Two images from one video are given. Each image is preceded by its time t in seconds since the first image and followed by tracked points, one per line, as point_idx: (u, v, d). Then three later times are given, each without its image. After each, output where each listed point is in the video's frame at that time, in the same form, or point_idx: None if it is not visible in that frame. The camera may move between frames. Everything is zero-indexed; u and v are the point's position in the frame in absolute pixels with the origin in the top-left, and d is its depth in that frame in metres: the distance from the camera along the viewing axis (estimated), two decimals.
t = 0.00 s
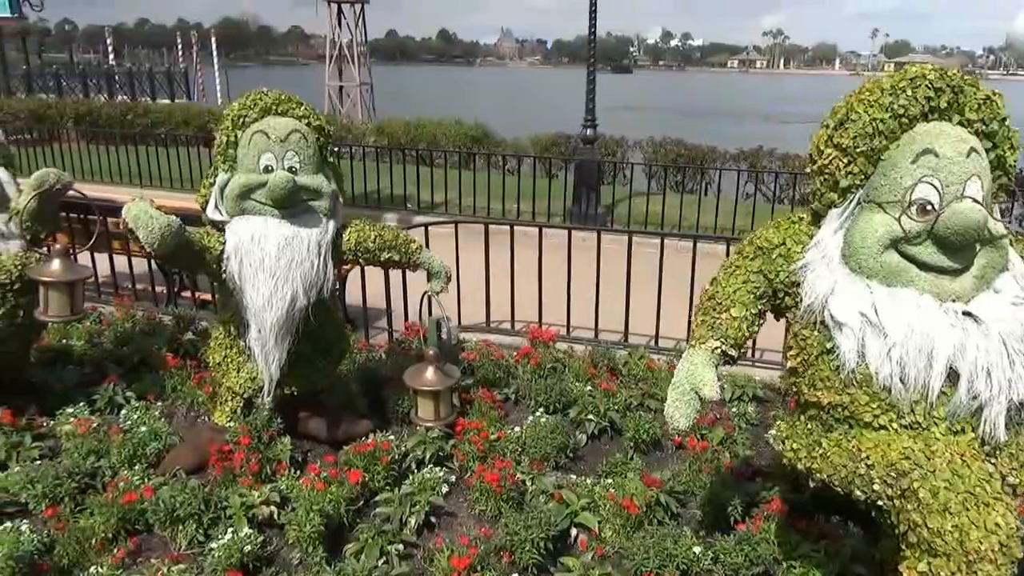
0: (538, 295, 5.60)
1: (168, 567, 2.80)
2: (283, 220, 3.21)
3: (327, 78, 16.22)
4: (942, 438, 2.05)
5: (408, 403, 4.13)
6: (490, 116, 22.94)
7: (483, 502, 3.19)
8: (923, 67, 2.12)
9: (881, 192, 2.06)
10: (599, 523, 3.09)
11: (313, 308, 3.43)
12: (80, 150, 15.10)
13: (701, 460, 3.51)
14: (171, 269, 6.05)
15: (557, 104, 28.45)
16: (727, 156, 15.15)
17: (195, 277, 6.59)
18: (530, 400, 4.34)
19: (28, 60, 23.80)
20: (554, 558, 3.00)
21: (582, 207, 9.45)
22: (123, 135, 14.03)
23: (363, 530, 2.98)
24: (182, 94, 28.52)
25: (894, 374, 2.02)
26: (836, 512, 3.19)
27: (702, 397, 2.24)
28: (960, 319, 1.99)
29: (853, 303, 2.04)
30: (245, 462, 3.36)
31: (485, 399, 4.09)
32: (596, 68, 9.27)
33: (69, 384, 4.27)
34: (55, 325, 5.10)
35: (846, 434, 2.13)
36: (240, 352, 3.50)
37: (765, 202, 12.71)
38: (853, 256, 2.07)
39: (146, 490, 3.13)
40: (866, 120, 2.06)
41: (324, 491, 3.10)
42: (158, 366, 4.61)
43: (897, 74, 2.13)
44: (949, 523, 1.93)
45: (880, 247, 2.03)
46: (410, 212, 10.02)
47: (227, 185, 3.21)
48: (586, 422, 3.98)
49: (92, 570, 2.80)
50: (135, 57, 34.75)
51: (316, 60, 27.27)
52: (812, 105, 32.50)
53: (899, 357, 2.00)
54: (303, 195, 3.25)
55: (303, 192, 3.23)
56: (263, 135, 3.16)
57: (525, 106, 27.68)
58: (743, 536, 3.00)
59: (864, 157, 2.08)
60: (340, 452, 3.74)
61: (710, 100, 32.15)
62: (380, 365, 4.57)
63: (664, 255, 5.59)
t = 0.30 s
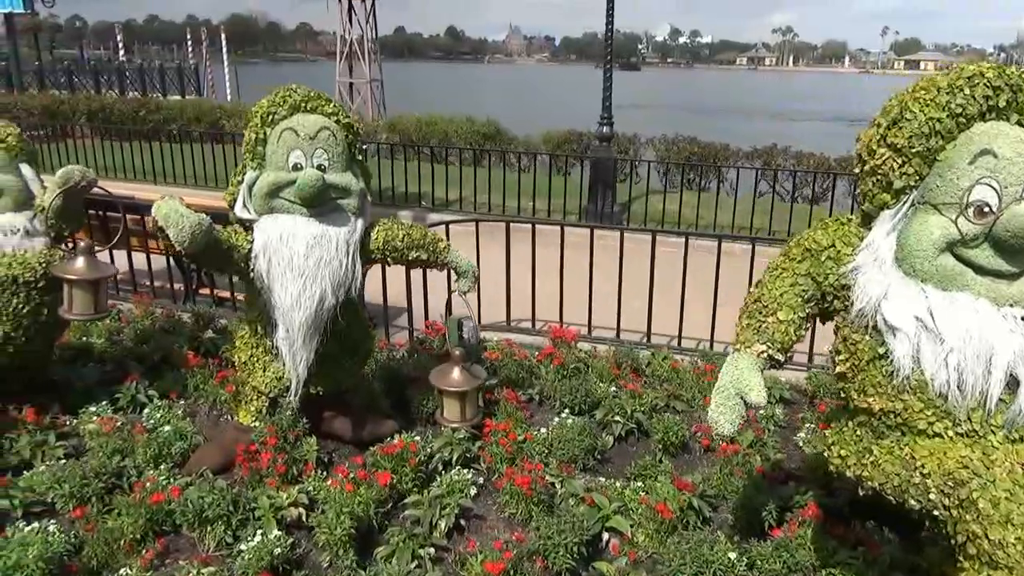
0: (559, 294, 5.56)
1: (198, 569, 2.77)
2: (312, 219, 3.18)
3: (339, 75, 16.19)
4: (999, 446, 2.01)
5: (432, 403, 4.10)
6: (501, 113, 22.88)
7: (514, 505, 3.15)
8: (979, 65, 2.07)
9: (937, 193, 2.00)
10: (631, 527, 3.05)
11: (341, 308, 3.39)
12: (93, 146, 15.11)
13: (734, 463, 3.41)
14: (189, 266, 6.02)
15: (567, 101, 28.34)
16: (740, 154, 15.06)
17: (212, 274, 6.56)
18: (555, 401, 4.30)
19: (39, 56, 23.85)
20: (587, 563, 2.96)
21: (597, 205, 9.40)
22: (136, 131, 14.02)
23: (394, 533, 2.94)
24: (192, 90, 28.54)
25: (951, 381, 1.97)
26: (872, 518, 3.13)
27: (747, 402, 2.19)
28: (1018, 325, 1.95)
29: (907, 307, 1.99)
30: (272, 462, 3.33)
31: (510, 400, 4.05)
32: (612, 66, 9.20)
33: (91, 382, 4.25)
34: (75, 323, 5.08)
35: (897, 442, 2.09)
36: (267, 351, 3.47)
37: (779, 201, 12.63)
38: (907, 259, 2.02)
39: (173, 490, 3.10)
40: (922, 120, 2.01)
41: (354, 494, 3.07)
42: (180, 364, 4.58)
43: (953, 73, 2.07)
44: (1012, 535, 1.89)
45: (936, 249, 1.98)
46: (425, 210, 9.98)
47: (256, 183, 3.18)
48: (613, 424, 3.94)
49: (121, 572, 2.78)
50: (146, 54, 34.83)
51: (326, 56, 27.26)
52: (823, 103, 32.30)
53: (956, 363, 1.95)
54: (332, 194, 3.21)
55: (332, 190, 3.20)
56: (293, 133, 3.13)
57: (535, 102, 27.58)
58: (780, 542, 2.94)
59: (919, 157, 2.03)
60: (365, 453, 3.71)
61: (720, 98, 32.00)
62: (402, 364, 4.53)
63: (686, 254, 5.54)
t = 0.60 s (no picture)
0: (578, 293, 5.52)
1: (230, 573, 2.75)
2: (341, 218, 3.15)
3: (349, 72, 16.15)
4: None
5: (456, 404, 4.07)
6: (509, 111, 22.83)
7: (545, 508, 3.12)
8: None
9: (991, 194, 1.96)
10: (664, 530, 3.01)
11: (368, 308, 3.37)
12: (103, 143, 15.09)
13: (764, 466, 3.40)
14: (206, 264, 6.00)
15: (575, 98, 28.26)
16: (752, 152, 14.98)
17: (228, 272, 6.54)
18: (579, 402, 4.27)
19: (48, 54, 23.86)
20: (620, 567, 2.93)
21: (612, 203, 9.35)
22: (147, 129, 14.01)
23: (426, 536, 2.92)
24: (200, 88, 28.55)
25: (1007, 386, 1.95)
26: (906, 523, 3.09)
27: (793, 407, 2.15)
28: None
29: (961, 310, 1.96)
30: (299, 464, 3.30)
31: (535, 400, 4.02)
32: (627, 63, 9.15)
33: (114, 381, 4.23)
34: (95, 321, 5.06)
35: (949, 447, 2.07)
36: (293, 352, 3.45)
37: (792, 198, 12.57)
38: (960, 262, 1.99)
39: (202, 492, 3.08)
40: (976, 120, 1.96)
41: (384, 496, 3.04)
42: (201, 364, 4.56)
43: (1006, 71, 2.03)
44: None
45: (991, 251, 1.94)
46: (438, 208, 9.94)
47: (284, 183, 3.15)
48: (639, 425, 3.90)
49: None
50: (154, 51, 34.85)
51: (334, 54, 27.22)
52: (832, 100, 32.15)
53: (1013, 368, 1.93)
54: (361, 193, 3.18)
55: (360, 190, 3.16)
56: (321, 132, 3.10)
57: (543, 99, 27.51)
58: (816, 546, 2.90)
59: (973, 158, 1.98)
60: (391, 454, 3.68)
61: (728, 95, 31.87)
62: (424, 364, 4.50)
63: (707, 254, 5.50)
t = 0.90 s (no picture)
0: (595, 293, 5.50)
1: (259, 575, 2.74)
2: (366, 218, 3.13)
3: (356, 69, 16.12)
4: None
5: (477, 404, 4.06)
6: (515, 108, 22.76)
7: (571, 509, 3.11)
8: None
9: None
10: (692, 532, 3.00)
11: (393, 308, 3.35)
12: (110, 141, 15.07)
13: (790, 466, 3.38)
14: (221, 264, 5.98)
15: (581, 96, 28.21)
16: (760, 149, 14.92)
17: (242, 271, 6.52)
18: (600, 402, 4.25)
19: (53, 52, 23.82)
20: (649, 569, 2.92)
21: (623, 201, 9.32)
22: (155, 127, 13.98)
23: (454, 538, 2.91)
24: (206, 86, 28.52)
25: None
26: (936, 525, 3.08)
27: (833, 409, 2.15)
28: None
29: (1007, 312, 1.95)
30: (323, 465, 3.29)
31: (557, 400, 4.00)
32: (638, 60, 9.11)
33: (133, 381, 4.22)
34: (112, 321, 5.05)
35: (993, 450, 2.07)
36: (317, 352, 3.44)
37: (802, 196, 12.52)
38: (1005, 263, 1.97)
39: (227, 493, 3.07)
40: None
41: (411, 498, 3.02)
42: (220, 363, 4.55)
43: None
44: None
45: None
46: (448, 206, 9.90)
47: (309, 182, 3.13)
48: (662, 426, 3.88)
49: None
50: (158, 50, 34.82)
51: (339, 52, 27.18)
52: (838, 97, 32.04)
53: None
54: (386, 193, 3.16)
55: (386, 189, 3.14)
56: (347, 131, 3.08)
57: (548, 96, 27.43)
58: (848, 548, 2.87)
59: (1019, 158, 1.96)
60: (414, 454, 3.66)
61: (734, 92, 31.75)
62: (443, 364, 4.48)
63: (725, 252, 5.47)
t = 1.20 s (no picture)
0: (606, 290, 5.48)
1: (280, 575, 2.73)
2: (385, 216, 3.12)
3: (358, 67, 16.07)
4: None
5: (492, 402, 4.04)
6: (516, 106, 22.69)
7: (592, 508, 3.10)
8: None
9: None
10: (714, 530, 2.99)
11: (411, 307, 3.34)
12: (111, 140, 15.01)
13: (810, 464, 3.37)
14: (230, 262, 5.95)
15: (581, 93, 28.20)
16: (763, 146, 14.89)
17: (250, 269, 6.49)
18: (614, 400, 4.23)
19: (52, 50, 23.72)
20: (672, 568, 2.91)
21: (628, 198, 9.29)
22: (156, 125, 13.92)
23: (476, 537, 2.89)
24: (205, 84, 28.44)
25: None
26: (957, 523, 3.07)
27: (865, 407, 2.13)
28: None
29: None
30: (342, 464, 3.27)
31: (572, 398, 3.99)
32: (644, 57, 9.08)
33: (146, 380, 4.20)
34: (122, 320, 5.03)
35: None
36: (334, 351, 3.42)
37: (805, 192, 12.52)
38: None
39: (247, 493, 3.05)
40: None
41: (431, 498, 3.01)
42: (232, 362, 4.54)
43: None
44: None
45: None
46: (453, 204, 9.88)
47: (327, 180, 3.11)
48: (678, 423, 3.87)
49: None
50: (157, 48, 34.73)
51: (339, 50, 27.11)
52: (838, 94, 32.00)
53: None
54: (404, 190, 3.14)
55: (404, 187, 3.13)
56: (365, 128, 3.07)
57: (548, 94, 27.42)
58: (872, 546, 2.86)
59: None
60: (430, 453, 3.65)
61: (733, 89, 31.70)
62: (457, 362, 4.47)
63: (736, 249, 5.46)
